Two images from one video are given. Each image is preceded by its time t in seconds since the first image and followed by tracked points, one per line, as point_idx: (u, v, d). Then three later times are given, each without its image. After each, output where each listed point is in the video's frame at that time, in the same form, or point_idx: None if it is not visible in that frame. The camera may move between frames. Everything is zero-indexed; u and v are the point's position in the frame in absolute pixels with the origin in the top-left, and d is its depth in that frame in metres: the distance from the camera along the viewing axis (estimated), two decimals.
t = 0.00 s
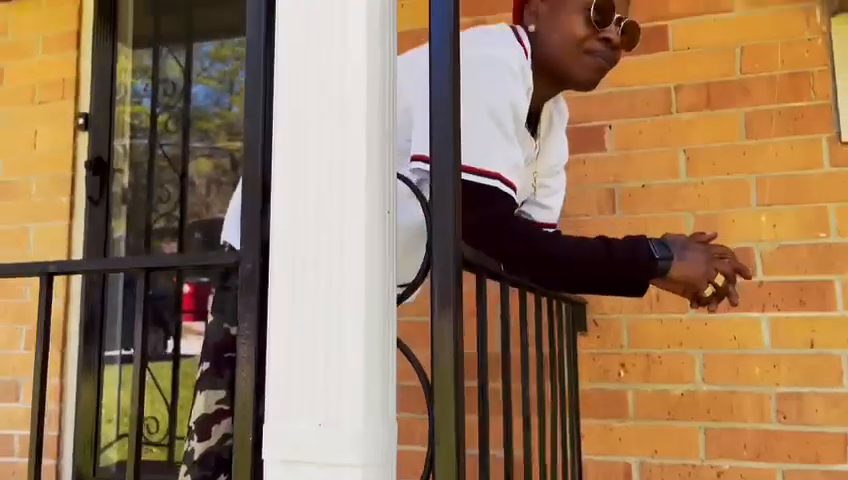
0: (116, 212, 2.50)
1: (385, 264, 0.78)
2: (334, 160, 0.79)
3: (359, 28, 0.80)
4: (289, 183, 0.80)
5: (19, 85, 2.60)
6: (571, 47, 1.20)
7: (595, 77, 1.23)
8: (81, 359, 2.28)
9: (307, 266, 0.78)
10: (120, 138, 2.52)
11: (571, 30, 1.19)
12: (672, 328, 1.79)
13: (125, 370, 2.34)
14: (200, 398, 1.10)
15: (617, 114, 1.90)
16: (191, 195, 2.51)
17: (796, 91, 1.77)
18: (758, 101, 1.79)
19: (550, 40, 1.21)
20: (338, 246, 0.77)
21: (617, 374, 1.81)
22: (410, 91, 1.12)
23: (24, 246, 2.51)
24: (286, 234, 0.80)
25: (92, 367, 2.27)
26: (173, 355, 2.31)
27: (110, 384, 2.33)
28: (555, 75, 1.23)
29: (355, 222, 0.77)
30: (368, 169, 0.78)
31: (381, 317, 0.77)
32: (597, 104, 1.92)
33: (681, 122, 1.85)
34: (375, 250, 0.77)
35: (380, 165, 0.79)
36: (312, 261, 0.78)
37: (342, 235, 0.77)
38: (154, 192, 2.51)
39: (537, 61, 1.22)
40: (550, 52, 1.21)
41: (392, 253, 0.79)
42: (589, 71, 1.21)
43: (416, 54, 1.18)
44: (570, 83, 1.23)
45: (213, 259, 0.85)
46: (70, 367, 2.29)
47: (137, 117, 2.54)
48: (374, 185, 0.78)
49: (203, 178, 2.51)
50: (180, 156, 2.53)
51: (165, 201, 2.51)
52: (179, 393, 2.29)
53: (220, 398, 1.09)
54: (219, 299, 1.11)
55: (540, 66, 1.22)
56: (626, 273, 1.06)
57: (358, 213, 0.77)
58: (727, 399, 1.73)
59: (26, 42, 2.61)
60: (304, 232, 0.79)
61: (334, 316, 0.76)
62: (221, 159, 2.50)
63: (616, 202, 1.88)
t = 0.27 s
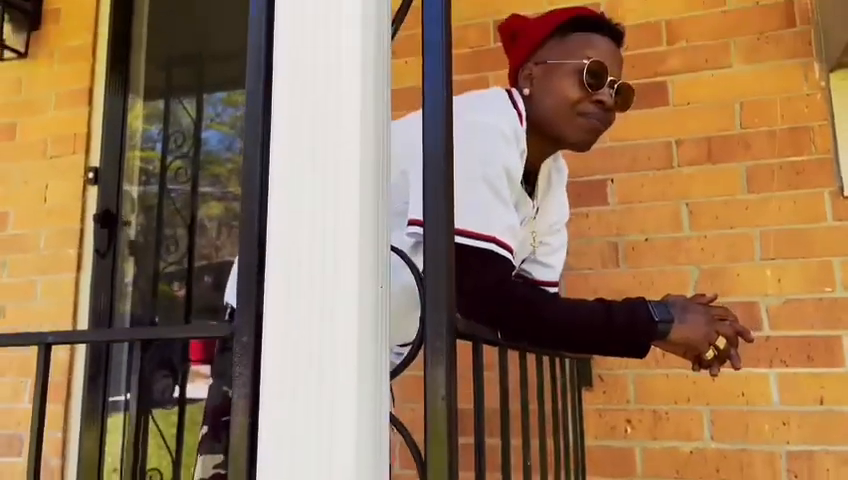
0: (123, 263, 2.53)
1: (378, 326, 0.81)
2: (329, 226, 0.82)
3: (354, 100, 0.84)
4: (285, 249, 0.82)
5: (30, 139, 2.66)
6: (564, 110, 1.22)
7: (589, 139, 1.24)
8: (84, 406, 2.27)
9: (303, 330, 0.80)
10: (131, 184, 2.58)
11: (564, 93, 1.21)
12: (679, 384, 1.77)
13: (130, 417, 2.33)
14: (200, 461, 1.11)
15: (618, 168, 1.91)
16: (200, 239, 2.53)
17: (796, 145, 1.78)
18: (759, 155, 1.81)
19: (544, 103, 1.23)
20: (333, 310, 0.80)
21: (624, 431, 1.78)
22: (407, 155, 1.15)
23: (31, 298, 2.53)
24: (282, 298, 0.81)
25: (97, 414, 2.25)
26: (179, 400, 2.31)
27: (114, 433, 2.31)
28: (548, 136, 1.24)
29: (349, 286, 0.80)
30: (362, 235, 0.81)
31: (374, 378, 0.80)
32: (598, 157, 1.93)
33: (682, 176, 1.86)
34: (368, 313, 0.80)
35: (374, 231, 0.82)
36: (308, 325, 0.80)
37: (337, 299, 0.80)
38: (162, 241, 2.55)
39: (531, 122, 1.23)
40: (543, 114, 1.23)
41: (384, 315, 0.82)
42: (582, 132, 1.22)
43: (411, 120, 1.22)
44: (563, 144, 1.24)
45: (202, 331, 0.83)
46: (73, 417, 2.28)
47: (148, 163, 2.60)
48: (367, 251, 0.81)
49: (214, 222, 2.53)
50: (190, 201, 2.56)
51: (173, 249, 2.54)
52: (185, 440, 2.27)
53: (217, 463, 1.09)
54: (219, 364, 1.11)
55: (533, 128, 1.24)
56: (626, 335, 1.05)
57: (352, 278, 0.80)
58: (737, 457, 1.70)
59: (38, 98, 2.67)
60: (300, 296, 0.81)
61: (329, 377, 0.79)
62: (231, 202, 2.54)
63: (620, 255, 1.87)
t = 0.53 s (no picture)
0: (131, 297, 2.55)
1: (376, 375, 0.77)
2: (327, 271, 0.79)
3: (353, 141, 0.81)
4: (281, 294, 0.79)
5: (41, 175, 2.69)
6: (573, 152, 1.22)
7: (599, 179, 1.25)
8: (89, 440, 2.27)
9: (299, 379, 0.77)
10: (141, 213, 2.61)
11: (572, 136, 1.21)
12: (688, 421, 1.75)
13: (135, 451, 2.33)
14: None
15: (623, 203, 1.91)
16: (211, 269, 2.55)
17: (802, 179, 1.78)
18: (765, 190, 1.80)
19: (552, 145, 1.23)
20: (330, 358, 0.77)
21: (633, 469, 1.76)
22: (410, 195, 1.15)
23: (39, 333, 2.54)
24: (278, 345, 0.78)
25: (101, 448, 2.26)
26: (185, 432, 2.29)
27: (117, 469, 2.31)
28: (558, 178, 1.24)
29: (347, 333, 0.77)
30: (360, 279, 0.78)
31: (372, 429, 0.76)
32: (603, 192, 1.93)
33: (688, 211, 1.85)
34: (366, 361, 0.77)
35: (372, 275, 0.79)
36: (304, 374, 0.77)
37: (334, 346, 0.77)
38: (171, 274, 2.57)
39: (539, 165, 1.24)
40: (552, 157, 1.24)
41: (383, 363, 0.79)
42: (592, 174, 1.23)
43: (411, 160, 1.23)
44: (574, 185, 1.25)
45: (204, 377, 0.80)
46: (78, 454, 2.28)
47: (158, 193, 2.64)
48: (365, 296, 0.78)
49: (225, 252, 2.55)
50: (201, 228, 2.59)
51: (183, 281, 2.56)
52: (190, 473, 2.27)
53: None
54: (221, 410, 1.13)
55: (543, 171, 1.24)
56: (631, 377, 1.04)
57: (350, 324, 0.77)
58: None
59: (50, 135, 2.71)
60: (296, 344, 0.77)
61: (327, 429, 0.76)
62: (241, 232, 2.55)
63: (627, 291, 1.86)
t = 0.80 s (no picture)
0: (136, 325, 2.57)
1: (346, 411, 0.77)
2: (297, 305, 0.78)
3: (325, 174, 0.81)
4: (251, 329, 0.78)
5: (49, 204, 2.72)
6: (569, 181, 1.21)
7: (595, 209, 1.24)
8: (92, 465, 2.27)
9: (268, 415, 0.75)
10: (145, 237, 2.64)
11: (568, 165, 1.20)
12: (693, 450, 1.71)
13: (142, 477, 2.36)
14: None
15: (625, 228, 1.90)
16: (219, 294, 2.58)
17: (805, 203, 1.75)
18: (767, 214, 1.78)
19: (547, 175, 1.22)
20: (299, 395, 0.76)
21: None
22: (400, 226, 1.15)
23: (45, 361, 2.55)
24: (247, 381, 0.77)
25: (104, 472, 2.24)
26: (193, 457, 2.31)
27: None
28: (555, 208, 1.23)
29: (316, 368, 0.76)
30: (330, 314, 0.77)
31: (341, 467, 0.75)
32: (604, 217, 1.92)
33: (690, 235, 1.84)
34: (335, 396, 0.76)
35: (343, 309, 0.78)
36: (273, 411, 0.76)
37: (303, 383, 0.76)
38: (181, 299, 2.61)
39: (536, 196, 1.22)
40: (548, 187, 1.22)
41: (353, 399, 0.78)
42: (589, 203, 1.22)
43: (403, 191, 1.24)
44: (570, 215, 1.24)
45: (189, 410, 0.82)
46: None
47: (165, 222, 2.68)
48: (336, 331, 0.77)
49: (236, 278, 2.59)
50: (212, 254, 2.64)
51: (193, 308, 2.59)
52: None
53: None
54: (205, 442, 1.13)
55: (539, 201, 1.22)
56: (623, 409, 1.02)
57: (319, 359, 0.76)
58: None
59: (59, 164, 2.75)
60: (265, 380, 0.76)
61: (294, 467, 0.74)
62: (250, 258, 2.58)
63: (629, 317, 1.84)
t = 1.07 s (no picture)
0: (144, 338, 2.59)
1: (319, 435, 0.66)
2: (265, 314, 0.68)
3: (300, 165, 0.72)
4: (217, 340, 0.69)
5: (60, 219, 2.76)
6: (565, 192, 1.18)
7: (592, 221, 1.20)
8: None
9: (233, 440, 0.66)
10: (155, 253, 2.66)
11: (565, 176, 1.17)
12: (701, 462, 1.68)
13: None
14: None
15: (629, 238, 1.88)
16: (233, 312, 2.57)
17: (813, 211, 1.73)
18: (774, 222, 1.75)
19: (543, 185, 1.19)
20: (267, 416, 0.66)
21: None
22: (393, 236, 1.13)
23: (55, 375, 2.57)
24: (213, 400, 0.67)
25: None
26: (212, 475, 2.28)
27: None
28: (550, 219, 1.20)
29: (285, 386, 0.66)
30: (303, 324, 0.68)
31: None
32: (608, 226, 1.91)
33: (695, 245, 1.81)
34: (306, 418, 0.66)
35: (317, 318, 0.68)
36: (238, 434, 0.66)
37: (271, 402, 0.66)
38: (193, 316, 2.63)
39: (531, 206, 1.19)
40: (543, 197, 1.19)
41: (328, 421, 0.67)
42: (585, 215, 1.19)
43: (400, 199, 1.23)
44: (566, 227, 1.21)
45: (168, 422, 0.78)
46: None
47: (176, 235, 2.71)
48: (308, 343, 0.67)
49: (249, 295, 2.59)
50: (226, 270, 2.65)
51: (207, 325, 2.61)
52: None
53: None
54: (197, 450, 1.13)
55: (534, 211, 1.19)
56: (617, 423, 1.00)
57: (290, 376, 0.66)
58: None
59: (70, 180, 2.78)
60: (230, 400, 0.67)
61: None
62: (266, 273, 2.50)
63: (634, 328, 1.82)
